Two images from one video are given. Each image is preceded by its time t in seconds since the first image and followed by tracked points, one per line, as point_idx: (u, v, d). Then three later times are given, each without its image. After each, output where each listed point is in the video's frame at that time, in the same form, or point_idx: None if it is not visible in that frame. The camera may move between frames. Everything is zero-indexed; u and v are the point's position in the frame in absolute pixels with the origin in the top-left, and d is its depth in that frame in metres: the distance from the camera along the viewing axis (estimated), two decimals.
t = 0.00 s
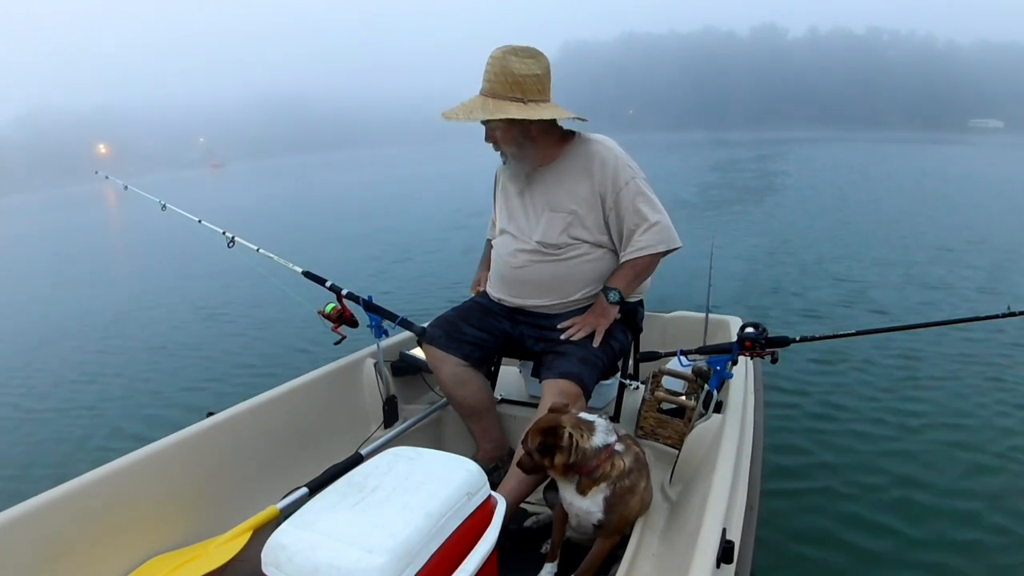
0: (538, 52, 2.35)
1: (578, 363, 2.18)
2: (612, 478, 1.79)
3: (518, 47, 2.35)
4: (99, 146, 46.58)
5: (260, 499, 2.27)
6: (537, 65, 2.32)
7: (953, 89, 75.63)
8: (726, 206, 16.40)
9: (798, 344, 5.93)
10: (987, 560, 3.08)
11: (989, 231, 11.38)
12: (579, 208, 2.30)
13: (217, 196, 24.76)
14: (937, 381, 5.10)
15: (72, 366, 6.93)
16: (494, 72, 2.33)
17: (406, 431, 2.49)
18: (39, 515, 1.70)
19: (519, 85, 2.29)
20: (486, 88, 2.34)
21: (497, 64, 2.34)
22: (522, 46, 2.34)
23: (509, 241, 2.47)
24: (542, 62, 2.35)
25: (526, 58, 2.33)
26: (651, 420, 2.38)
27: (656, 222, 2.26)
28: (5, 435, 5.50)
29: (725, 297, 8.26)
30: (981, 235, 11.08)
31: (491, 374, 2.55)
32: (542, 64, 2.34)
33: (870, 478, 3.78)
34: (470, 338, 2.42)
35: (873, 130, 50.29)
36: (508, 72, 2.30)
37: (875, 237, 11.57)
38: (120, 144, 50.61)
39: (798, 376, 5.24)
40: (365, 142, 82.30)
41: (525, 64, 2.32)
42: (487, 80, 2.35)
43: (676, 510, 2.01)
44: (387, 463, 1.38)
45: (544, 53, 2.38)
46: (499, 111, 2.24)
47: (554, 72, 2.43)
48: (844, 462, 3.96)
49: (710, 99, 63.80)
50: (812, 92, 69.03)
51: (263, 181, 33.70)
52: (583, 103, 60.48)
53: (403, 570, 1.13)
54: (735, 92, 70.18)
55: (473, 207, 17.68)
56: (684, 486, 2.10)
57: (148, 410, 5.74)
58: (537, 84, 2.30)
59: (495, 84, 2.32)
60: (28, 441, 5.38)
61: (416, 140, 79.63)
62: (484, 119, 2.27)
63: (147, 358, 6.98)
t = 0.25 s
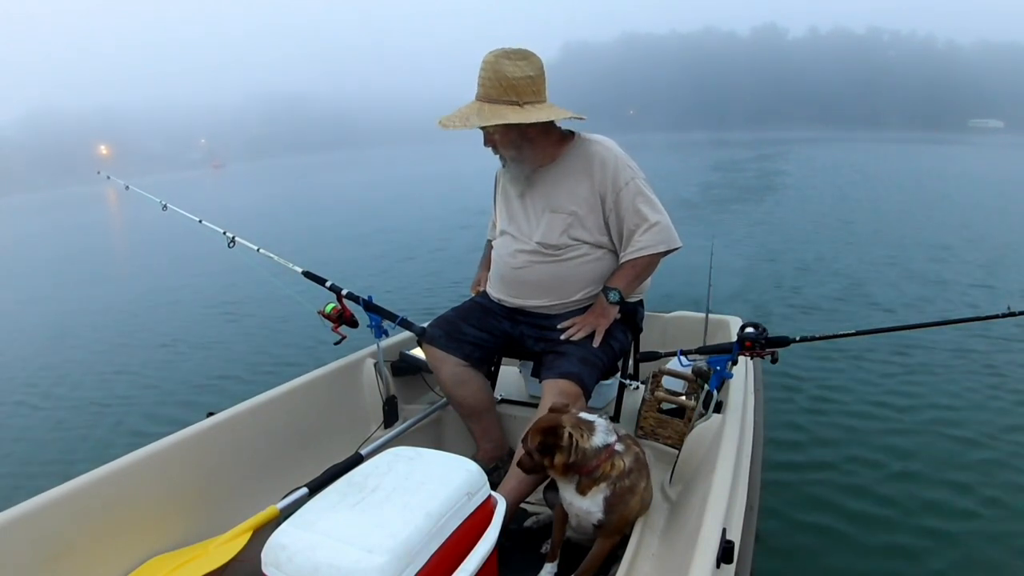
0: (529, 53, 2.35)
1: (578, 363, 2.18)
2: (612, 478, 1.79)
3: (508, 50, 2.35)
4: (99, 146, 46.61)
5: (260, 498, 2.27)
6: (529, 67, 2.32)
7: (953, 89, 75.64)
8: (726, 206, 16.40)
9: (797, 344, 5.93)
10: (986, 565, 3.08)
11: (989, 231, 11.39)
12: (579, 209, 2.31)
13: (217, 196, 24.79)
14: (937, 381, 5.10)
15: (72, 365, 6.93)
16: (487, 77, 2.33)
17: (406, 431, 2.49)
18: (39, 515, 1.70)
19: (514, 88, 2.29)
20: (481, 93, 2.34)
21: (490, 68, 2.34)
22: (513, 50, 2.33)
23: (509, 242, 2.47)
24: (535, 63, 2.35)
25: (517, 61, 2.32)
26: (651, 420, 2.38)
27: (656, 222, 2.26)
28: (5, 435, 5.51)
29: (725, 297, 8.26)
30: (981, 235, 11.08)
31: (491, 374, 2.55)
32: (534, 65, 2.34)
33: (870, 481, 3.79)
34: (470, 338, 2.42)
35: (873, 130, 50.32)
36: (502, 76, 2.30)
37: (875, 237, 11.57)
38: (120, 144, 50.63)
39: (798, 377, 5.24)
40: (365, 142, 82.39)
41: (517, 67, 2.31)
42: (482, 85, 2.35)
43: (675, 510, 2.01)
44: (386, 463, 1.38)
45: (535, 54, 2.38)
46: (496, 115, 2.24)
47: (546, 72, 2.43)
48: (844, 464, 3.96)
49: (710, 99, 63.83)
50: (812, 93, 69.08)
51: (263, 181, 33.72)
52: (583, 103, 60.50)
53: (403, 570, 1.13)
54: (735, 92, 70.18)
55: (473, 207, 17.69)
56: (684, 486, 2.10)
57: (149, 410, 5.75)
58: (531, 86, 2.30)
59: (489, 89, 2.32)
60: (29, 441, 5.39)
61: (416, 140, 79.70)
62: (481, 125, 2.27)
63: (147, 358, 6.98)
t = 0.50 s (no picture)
0: (528, 54, 2.34)
1: (578, 363, 2.18)
2: (612, 478, 1.79)
3: (508, 51, 2.34)
4: (100, 147, 46.65)
5: (260, 498, 2.27)
6: (528, 68, 2.31)
7: (953, 89, 75.60)
8: (726, 206, 16.40)
9: (797, 344, 5.93)
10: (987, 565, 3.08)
11: (990, 231, 11.38)
12: (580, 210, 2.31)
13: (218, 197, 24.80)
14: (938, 381, 5.09)
15: (72, 365, 6.93)
16: (486, 79, 2.33)
17: (406, 431, 2.49)
18: (40, 515, 1.70)
19: (513, 89, 2.29)
20: (480, 95, 2.34)
21: (489, 69, 2.33)
22: (512, 50, 2.33)
23: (509, 243, 2.47)
24: (534, 64, 2.34)
25: (516, 62, 2.32)
26: (651, 420, 2.38)
27: (657, 222, 2.26)
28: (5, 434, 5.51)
29: (725, 297, 8.26)
30: (981, 235, 11.08)
31: (491, 374, 2.55)
32: (534, 66, 2.34)
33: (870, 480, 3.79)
34: (470, 338, 2.42)
35: (873, 130, 50.32)
36: (501, 78, 2.30)
37: (875, 237, 11.57)
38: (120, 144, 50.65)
39: (798, 376, 5.24)
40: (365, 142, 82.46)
41: (516, 68, 2.31)
42: (481, 86, 2.35)
43: (676, 510, 2.01)
44: (386, 463, 1.38)
45: (534, 55, 2.38)
46: (495, 117, 2.24)
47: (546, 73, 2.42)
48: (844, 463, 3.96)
49: (710, 99, 63.83)
50: (812, 93, 69.08)
51: (264, 181, 33.73)
52: (584, 103, 60.52)
53: (403, 570, 1.13)
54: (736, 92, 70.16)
55: (473, 207, 17.70)
56: (684, 486, 2.10)
57: (149, 410, 5.75)
58: (530, 87, 2.30)
59: (488, 91, 2.32)
60: (29, 441, 5.39)
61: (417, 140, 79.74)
62: (480, 127, 2.27)
63: (147, 358, 6.98)
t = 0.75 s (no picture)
0: (532, 55, 2.34)
1: (578, 363, 2.18)
2: (612, 478, 1.79)
3: (512, 51, 2.34)
4: (100, 147, 46.66)
5: (260, 499, 2.27)
6: (531, 69, 2.31)
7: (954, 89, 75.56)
8: (727, 206, 16.39)
9: (798, 344, 5.92)
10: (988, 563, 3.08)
11: (990, 231, 11.38)
12: (580, 211, 2.31)
13: (219, 197, 24.81)
14: (938, 381, 5.09)
15: (72, 365, 6.94)
16: (489, 78, 2.33)
17: (406, 431, 2.49)
18: (40, 515, 1.71)
19: (515, 90, 2.29)
20: (483, 95, 2.34)
21: (492, 70, 2.33)
22: (516, 50, 2.33)
23: (509, 243, 2.47)
24: (537, 64, 2.34)
25: (520, 62, 2.32)
26: (651, 420, 2.38)
27: (657, 223, 2.26)
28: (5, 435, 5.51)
29: (725, 297, 8.26)
30: (981, 235, 11.07)
31: (491, 374, 2.55)
32: (537, 67, 2.34)
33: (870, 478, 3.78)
34: (470, 338, 2.42)
35: (873, 130, 50.31)
36: (504, 78, 2.30)
37: (875, 237, 11.57)
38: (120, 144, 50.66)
39: (798, 376, 5.23)
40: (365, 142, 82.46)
41: (519, 68, 2.31)
42: (483, 86, 2.35)
43: (675, 510, 2.01)
44: (386, 463, 1.38)
45: (538, 55, 2.37)
46: (496, 118, 2.24)
47: (549, 74, 2.42)
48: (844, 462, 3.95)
49: (710, 99, 63.83)
50: (812, 93, 69.09)
51: (264, 181, 33.74)
52: (584, 103, 60.53)
53: (403, 570, 1.13)
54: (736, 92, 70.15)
55: (473, 207, 17.70)
56: (684, 485, 2.10)
57: (149, 410, 5.75)
58: (532, 88, 2.30)
59: (490, 91, 2.32)
60: (29, 441, 5.39)
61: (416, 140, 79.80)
62: (481, 126, 2.27)
63: (148, 358, 6.98)
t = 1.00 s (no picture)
0: (538, 55, 2.34)
1: (578, 363, 2.18)
2: (612, 478, 1.79)
3: (518, 50, 2.34)
4: (100, 147, 46.67)
5: (261, 499, 2.28)
6: (536, 69, 2.32)
7: (955, 89, 75.52)
8: (727, 206, 16.38)
9: (798, 344, 5.92)
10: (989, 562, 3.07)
11: (990, 231, 11.37)
12: (580, 211, 2.31)
13: (219, 197, 24.81)
14: (938, 381, 5.08)
15: (72, 366, 6.93)
16: (494, 77, 2.33)
17: (405, 431, 2.49)
18: (40, 515, 1.71)
19: (519, 90, 2.29)
20: (487, 94, 2.35)
21: (497, 69, 2.34)
22: (522, 51, 2.33)
23: (509, 243, 2.47)
24: (542, 65, 2.34)
25: (526, 62, 2.32)
26: (651, 420, 2.39)
27: (657, 224, 2.26)
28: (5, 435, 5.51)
29: (725, 296, 8.26)
30: (982, 235, 11.06)
31: (491, 374, 2.55)
32: (542, 68, 2.34)
33: (870, 477, 3.78)
34: (470, 338, 2.42)
35: (873, 129, 50.29)
36: (509, 78, 2.30)
37: (875, 237, 11.56)
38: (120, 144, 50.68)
39: (798, 376, 5.23)
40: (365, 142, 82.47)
41: (524, 68, 2.32)
42: (488, 85, 2.36)
43: (675, 510, 2.01)
44: (386, 463, 1.38)
45: (545, 56, 2.38)
46: (499, 116, 2.25)
47: (555, 75, 2.42)
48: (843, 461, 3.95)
49: (710, 99, 63.81)
50: (812, 93, 69.08)
51: (264, 181, 33.72)
52: (584, 103, 60.54)
53: (403, 570, 1.13)
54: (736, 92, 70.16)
55: (473, 207, 17.69)
56: (684, 486, 2.10)
57: (149, 410, 5.74)
58: (536, 88, 2.30)
59: (494, 90, 2.32)
60: (29, 441, 5.38)
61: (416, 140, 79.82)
62: (484, 126, 2.27)
63: (147, 358, 6.98)
